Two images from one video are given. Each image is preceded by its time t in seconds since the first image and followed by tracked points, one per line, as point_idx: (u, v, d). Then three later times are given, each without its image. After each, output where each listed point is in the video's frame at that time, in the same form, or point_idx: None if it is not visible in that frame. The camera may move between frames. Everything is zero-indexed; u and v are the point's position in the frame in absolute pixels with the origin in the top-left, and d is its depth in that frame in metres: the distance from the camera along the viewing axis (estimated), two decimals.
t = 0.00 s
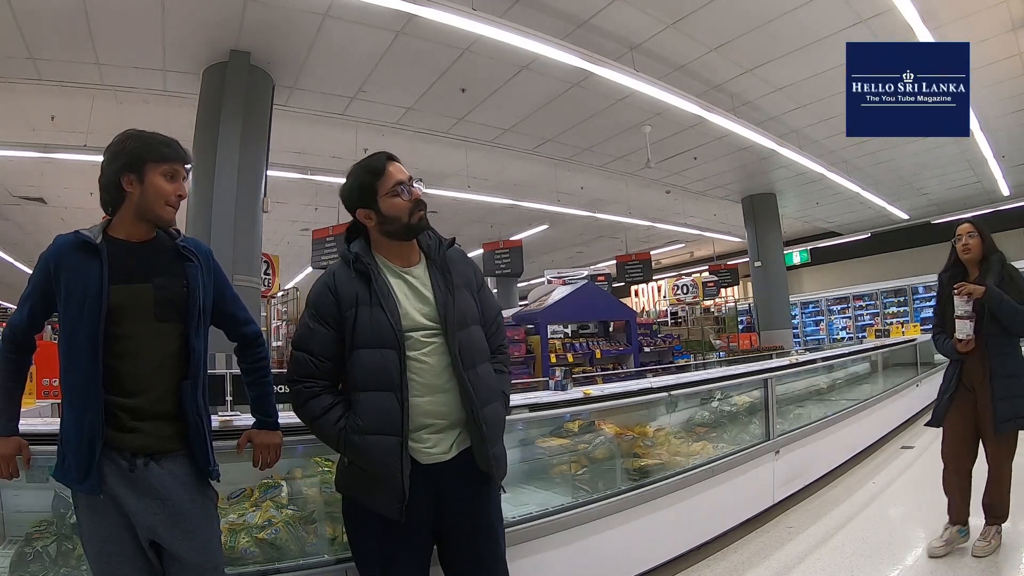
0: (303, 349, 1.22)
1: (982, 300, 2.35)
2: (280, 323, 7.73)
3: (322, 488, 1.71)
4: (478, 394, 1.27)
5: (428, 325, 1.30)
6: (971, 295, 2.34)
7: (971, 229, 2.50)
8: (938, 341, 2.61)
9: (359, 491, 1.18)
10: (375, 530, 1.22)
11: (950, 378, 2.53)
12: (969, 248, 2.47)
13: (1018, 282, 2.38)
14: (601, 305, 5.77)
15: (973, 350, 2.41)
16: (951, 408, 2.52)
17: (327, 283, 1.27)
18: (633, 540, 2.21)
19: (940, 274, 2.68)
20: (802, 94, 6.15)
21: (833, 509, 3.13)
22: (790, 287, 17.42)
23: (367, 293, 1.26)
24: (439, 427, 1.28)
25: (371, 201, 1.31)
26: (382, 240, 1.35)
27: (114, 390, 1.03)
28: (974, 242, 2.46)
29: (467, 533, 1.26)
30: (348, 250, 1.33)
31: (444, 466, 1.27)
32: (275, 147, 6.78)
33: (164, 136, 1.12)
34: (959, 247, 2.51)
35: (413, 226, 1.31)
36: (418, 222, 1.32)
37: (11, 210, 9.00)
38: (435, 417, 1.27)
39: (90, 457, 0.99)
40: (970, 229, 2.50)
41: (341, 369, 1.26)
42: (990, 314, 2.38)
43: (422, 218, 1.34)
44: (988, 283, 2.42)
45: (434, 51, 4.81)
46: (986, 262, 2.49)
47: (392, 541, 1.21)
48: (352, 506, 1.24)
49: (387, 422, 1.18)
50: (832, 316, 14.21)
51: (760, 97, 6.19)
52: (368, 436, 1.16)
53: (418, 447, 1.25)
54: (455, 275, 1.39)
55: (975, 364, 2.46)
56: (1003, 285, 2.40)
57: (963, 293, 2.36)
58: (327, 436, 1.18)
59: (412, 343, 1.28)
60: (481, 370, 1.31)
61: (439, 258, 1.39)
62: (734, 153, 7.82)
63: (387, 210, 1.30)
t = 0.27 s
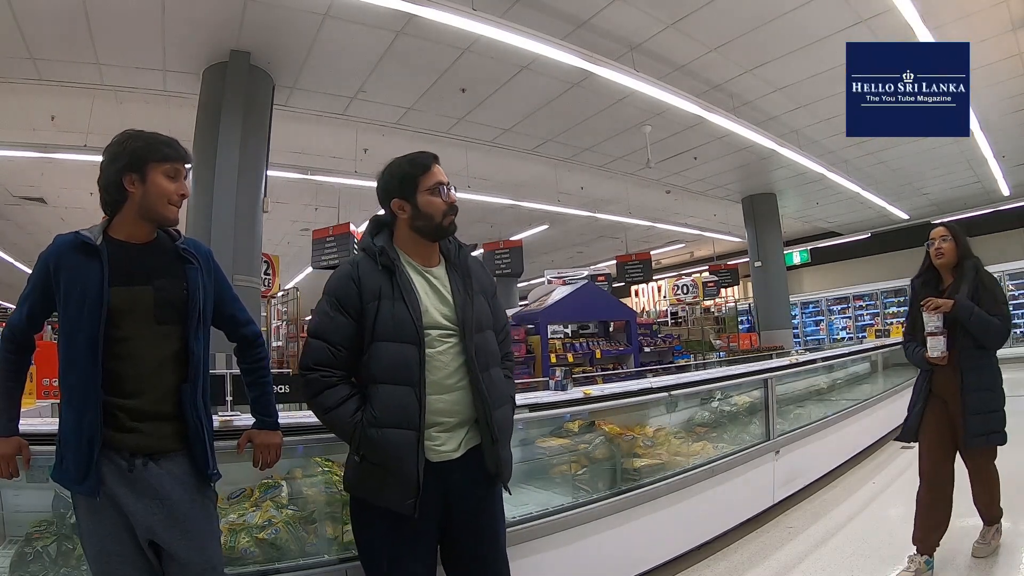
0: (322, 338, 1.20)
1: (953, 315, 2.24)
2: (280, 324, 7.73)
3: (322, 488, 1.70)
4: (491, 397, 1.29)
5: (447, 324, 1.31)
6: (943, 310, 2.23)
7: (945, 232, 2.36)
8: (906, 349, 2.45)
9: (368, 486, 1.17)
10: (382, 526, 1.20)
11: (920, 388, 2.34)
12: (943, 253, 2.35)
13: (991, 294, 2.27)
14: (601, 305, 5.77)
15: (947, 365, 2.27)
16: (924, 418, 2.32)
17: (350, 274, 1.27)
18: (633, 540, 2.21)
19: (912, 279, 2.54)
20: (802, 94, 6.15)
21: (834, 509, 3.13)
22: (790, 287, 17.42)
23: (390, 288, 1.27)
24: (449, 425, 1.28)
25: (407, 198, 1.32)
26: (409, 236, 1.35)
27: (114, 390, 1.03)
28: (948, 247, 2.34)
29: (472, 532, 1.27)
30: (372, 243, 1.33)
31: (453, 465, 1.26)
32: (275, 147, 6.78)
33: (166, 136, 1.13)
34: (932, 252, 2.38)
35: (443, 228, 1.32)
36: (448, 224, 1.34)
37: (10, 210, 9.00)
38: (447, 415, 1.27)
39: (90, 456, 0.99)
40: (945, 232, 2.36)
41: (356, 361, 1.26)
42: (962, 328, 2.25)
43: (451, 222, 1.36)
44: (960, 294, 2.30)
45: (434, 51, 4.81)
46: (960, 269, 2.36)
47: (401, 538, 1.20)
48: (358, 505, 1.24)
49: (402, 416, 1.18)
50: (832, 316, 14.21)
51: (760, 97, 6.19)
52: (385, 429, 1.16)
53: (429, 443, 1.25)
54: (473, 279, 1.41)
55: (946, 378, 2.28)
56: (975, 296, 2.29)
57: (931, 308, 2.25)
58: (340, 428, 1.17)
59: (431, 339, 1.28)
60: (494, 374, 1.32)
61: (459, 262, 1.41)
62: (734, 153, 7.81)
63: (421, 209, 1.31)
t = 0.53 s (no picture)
0: (330, 333, 1.20)
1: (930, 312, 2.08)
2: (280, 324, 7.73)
3: (322, 489, 1.70)
4: (494, 401, 1.29)
5: (454, 325, 1.31)
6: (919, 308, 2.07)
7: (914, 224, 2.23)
8: (881, 351, 2.30)
9: (370, 484, 1.17)
10: (384, 525, 1.20)
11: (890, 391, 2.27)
12: (911, 247, 2.22)
13: (969, 288, 2.11)
14: (601, 305, 5.77)
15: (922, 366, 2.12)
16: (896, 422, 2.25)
17: (362, 269, 1.27)
18: (633, 540, 2.21)
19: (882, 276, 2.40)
20: (802, 94, 6.14)
21: (834, 509, 3.13)
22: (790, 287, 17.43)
23: (402, 286, 1.27)
24: (452, 425, 1.28)
25: (428, 197, 1.32)
26: (425, 235, 1.35)
27: (115, 392, 1.03)
28: (917, 240, 2.20)
29: (473, 532, 1.27)
30: (385, 240, 1.33)
31: (455, 465, 1.27)
32: (275, 147, 6.77)
33: (168, 134, 1.12)
34: (901, 246, 2.25)
35: (460, 232, 1.33)
36: (465, 229, 1.34)
37: (11, 210, 9.00)
38: (449, 415, 1.27)
39: (91, 457, 0.99)
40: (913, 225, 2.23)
41: (362, 357, 1.26)
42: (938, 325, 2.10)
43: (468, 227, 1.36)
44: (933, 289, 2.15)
45: (434, 51, 4.80)
46: (932, 264, 2.23)
47: (402, 537, 1.20)
48: (360, 506, 1.24)
49: (406, 414, 1.18)
50: (832, 316, 14.21)
51: (760, 97, 6.19)
52: (388, 427, 1.16)
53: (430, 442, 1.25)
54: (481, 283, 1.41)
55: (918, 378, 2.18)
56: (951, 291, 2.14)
57: (908, 306, 2.08)
58: (343, 424, 1.17)
59: (438, 339, 1.28)
60: (496, 378, 1.33)
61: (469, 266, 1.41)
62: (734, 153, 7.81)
63: (441, 210, 1.31)
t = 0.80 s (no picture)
0: (331, 337, 1.20)
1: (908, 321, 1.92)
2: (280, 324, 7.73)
3: (322, 489, 1.71)
4: (497, 400, 1.29)
5: (455, 325, 1.31)
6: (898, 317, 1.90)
7: (894, 226, 2.08)
8: (855, 359, 2.13)
9: (374, 486, 1.17)
10: (388, 526, 1.20)
11: (868, 400, 2.09)
12: (891, 250, 2.06)
13: (951, 296, 1.96)
14: (601, 305, 5.77)
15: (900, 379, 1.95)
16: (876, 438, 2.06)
17: (361, 272, 1.27)
18: (633, 540, 2.21)
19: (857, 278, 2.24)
20: (802, 94, 6.14)
21: (834, 509, 3.13)
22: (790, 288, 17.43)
23: (402, 288, 1.27)
24: (456, 426, 1.28)
25: (426, 197, 1.32)
26: (423, 236, 1.35)
27: (115, 393, 1.03)
28: (897, 243, 2.05)
29: (477, 532, 1.27)
30: (383, 242, 1.33)
31: (459, 465, 1.26)
32: (275, 147, 6.77)
33: (167, 133, 1.12)
34: (879, 249, 2.09)
35: (459, 230, 1.33)
36: (463, 227, 1.34)
37: (11, 210, 8.99)
38: (453, 416, 1.27)
39: (91, 458, 0.99)
40: (894, 226, 2.08)
41: (363, 361, 1.26)
42: (915, 334, 1.93)
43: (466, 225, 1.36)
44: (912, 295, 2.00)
45: (434, 51, 4.80)
46: (911, 268, 2.08)
47: (404, 537, 1.20)
48: (363, 506, 1.24)
49: (409, 416, 1.18)
50: (833, 316, 14.21)
51: (760, 97, 6.19)
52: (392, 430, 1.16)
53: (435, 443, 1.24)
54: (481, 282, 1.41)
55: (895, 389, 2.00)
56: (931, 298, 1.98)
57: (886, 316, 1.93)
58: (346, 427, 1.17)
59: (439, 340, 1.28)
60: (499, 376, 1.33)
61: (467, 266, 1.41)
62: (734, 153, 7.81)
63: (439, 209, 1.31)
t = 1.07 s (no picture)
0: (328, 342, 1.20)
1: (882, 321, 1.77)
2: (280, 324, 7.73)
3: (323, 489, 1.71)
4: (496, 399, 1.29)
5: (450, 326, 1.31)
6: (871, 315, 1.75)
7: (881, 215, 1.90)
8: (830, 360, 1.99)
9: (375, 488, 1.17)
10: (389, 527, 1.20)
11: (840, 405, 1.96)
12: (875, 242, 1.89)
13: (935, 296, 1.78)
14: (601, 305, 5.76)
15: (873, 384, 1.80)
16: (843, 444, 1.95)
17: (355, 277, 1.27)
18: (633, 540, 2.21)
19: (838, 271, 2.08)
20: (802, 94, 6.14)
21: (834, 510, 3.13)
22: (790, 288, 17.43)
23: (395, 291, 1.27)
24: (457, 426, 1.28)
25: (416, 197, 1.32)
26: (415, 238, 1.35)
27: (115, 394, 1.03)
28: (882, 234, 1.88)
29: (478, 532, 1.27)
30: (377, 246, 1.33)
31: (461, 465, 1.27)
32: (275, 147, 6.77)
33: (165, 133, 1.12)
34: (862, 240, 1.92)
35: (450, 228, 1.33)
36: (455, 225, 1.34)
37: (11, 210, 8.99)
38: (453, 417, 1.27)
39: (92, 459, 0.99)
40: (881, 216, 1.90)
41: (361, 365, 1.26)
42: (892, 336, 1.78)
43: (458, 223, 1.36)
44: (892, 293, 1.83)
45: (434, 51, 4.80)
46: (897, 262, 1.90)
47: (405, 538, 1.19)
48: (364, 506, 1.24)
49: (408, 418, 1.18)
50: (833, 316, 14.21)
51: (760, 97, 6.19)
52: (390, 433, 1.16)
53: (436, 446, 1.24)
54: (477, 281, 1.41)
55: (869, 394, 1.88)
56: (912, 296, 1.81)
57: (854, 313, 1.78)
58: (346, 431, 1.17)
59: (435, 342, 1.28)
60: (499, 375, 1.33)
61: (462, 266, 1.41)
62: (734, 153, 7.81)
63: (430, 207, 1.31)
